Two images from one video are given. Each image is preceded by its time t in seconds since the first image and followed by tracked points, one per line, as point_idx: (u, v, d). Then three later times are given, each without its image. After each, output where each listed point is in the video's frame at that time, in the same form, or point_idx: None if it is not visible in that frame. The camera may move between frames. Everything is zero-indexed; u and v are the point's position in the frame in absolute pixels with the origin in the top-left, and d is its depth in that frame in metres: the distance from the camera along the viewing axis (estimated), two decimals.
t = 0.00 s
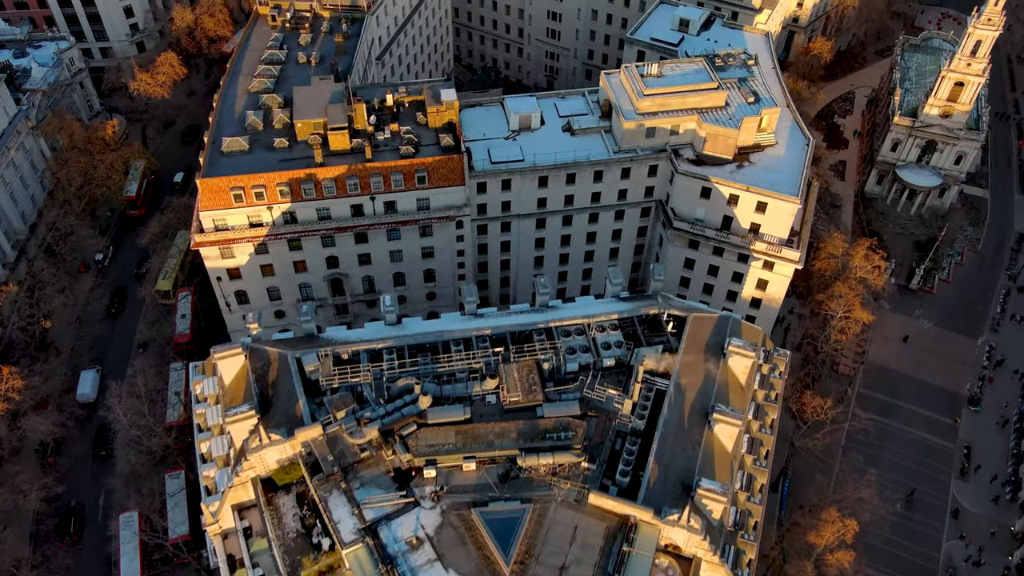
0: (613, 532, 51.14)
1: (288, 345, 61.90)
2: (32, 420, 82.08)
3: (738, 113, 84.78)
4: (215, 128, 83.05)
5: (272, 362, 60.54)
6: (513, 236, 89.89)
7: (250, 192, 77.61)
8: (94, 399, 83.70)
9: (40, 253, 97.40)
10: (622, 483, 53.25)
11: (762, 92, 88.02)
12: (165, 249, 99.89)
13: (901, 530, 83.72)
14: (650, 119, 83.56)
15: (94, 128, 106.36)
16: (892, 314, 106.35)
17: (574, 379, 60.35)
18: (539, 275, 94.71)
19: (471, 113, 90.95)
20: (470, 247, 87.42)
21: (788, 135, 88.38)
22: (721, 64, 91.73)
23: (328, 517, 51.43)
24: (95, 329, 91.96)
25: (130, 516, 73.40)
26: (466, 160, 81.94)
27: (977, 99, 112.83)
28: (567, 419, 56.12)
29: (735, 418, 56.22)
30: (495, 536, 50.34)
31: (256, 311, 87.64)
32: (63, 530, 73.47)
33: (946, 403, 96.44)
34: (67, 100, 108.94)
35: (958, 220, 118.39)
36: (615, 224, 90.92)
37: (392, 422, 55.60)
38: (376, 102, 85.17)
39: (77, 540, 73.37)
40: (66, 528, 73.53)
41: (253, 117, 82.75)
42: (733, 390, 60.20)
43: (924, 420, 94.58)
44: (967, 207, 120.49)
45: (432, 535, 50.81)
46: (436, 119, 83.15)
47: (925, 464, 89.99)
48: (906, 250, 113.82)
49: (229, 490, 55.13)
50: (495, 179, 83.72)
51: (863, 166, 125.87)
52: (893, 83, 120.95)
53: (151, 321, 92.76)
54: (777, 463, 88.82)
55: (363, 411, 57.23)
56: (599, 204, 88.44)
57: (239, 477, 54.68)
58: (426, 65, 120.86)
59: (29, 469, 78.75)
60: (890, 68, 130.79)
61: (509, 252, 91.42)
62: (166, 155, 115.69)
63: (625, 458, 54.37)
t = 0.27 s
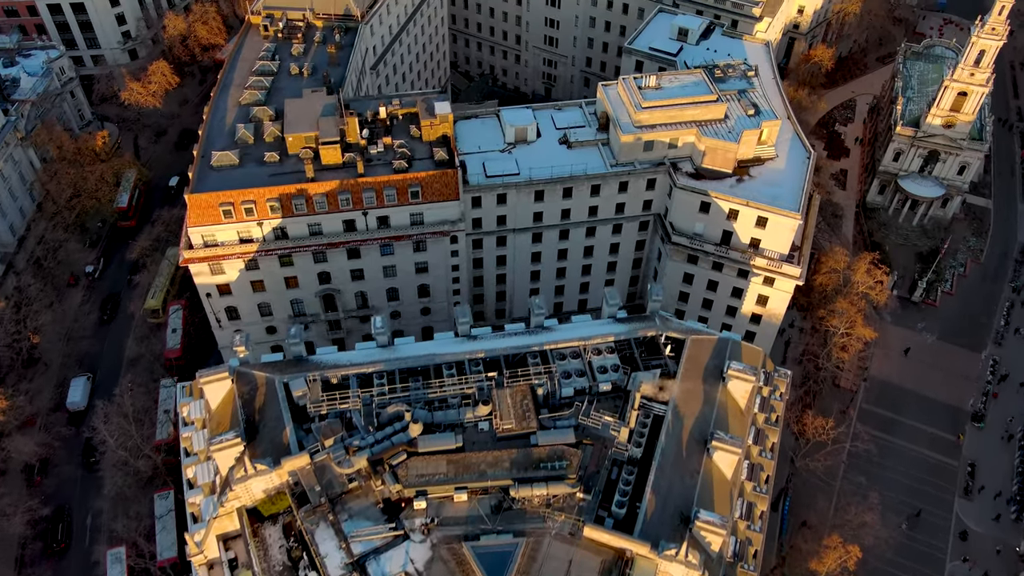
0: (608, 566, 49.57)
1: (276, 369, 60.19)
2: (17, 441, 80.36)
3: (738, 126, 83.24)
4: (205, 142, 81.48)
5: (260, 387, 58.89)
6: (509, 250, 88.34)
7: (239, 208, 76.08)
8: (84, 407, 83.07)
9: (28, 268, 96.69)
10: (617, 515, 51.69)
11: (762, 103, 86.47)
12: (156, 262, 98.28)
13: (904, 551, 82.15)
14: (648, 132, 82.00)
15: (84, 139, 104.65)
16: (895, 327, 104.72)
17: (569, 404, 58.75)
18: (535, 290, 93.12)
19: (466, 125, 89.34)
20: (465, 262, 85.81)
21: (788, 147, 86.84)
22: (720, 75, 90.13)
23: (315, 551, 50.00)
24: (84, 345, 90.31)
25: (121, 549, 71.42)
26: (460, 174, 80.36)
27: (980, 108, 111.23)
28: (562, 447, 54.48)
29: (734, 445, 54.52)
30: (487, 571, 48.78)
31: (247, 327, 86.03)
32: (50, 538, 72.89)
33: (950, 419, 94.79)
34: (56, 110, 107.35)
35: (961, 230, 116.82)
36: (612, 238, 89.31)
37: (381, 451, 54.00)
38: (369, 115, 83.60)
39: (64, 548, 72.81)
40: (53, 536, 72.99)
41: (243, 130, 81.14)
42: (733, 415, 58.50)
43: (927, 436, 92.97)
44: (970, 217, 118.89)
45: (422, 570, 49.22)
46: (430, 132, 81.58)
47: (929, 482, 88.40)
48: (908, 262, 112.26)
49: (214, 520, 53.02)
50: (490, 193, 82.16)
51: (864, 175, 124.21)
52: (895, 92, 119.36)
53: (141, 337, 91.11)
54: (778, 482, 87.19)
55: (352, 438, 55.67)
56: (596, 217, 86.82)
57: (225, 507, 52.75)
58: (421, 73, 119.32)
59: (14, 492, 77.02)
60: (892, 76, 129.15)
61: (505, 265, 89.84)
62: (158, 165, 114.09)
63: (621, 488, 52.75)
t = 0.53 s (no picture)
0: None
1: (263, 394, 58.56)
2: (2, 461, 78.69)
3: (738, 139, 81.70)
4: (195, 156, 79.94)
5: (246, 414, 57.22)
6: (504, 265, 86.77)
7: (229, 224, 74.56)
8: (74, 417, 82.78)
9: (16, 282, 95.54)
10: (613, 548, 50.13)
11: (763, 116, 84.90)
12: (147, 276, 96.75)
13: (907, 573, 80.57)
14: (646, 146, 80.47)
15: (72, 151, 102.88)
16: (897, 341, 103.10)
17: (564, 431, 57.17)
18: (532, 305, 91.54)
19: (461, 137, 87.74)
20: (460, 277, 84.22)
21: (789, 160, 85.24)
22: (720, 86, 88.47)
23: None
24: (72, 362, 88.74)
25: None
26: (454, 190, 78.80)
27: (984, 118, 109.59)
28: (556, 477, 52.84)
29: (734, 475, 52.71)
30: None
31: (238, 344, 84.46)
32: (37, 545, 72.46)
33: (953, 436, 93.17)
34: (46, 120, 105.79)
35: (964, 241, 115.24)
36: (610, 252, 87.72)
37: (369, 482, 52.40)
38: (362, 128, 82.02)
39: (51, 555, 72.39)
40: (40, 543, 72.51)
41: (233, 144, 79.58)
42: (732, 442, 56.79)
43: (930, 454, 91.36)
44: (974, 228, 117.25)
45: None
46: (424, 146, 80.00)
47: (932, 501, 86.78)
48: (910, 274, 110.70)
49: (197, 552, 50.73)
50: (485, 208, 80.62)
51: (866, 185, 122.57)
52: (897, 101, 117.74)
53: (131, 353, 89.55)
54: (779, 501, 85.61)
55: (340, 467, 54.14)
56: (594, 232, 85.27)
57: (209, 537, 50.60)
58: (417, 82, 117.78)
59: None
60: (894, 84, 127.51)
61: (501, 280, 88.27)
62: (150, 175, 112.61)
63: (617, 520, 51.20)
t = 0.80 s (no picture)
0: None
1: (249, 420, 56.94)
2: None
3: (737, 154, 80.15)
4: (183, 170, 78.35)
5: (231, 442, 55.46)
6: (500, 280, 85.22)
7: (217, 241, 72.99)
8: (64, 424, 82.18)
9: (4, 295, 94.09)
10: None
11: (763, 129, 83.34)
12: (137, 290, 95.24)
13: None
14: (644, 160, 78.94)
15: (61, 163, 101.33)
16: (899, 355, 101.49)
17: (559, 460, 55.60)
18: (528, 320, 89.98)
19: (455, 150, 86.18)
20: (454, 293, 82.63)
21: (790, 174, 83.66)
22: (719, 99, 86.88)
23: None
24: (60, 379, 87.25)
25: None
26: (448, 205, 77.23)
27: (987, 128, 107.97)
28: (550, 509, 51.24)
29: (733, 506, 50.98)
30: None
31: (227, 361, 82.92)
32: (24, 553, 72.03)
33: (956, 453, 91.60)
34: (36, 130, 104.14)
35: (967, 253, 113.69)
36: (607, 267, 86.15)
37: (357, 514, 50.83)
38: (354, 142, 80.44)
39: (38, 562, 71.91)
40: (27, 551, 72.08)
41: (223, 158, 77.96)
42: (732, 469, 55.09)
43: (933, 472, 89.76)
44: (977, 239, 115.70)
45: None
46: (417, 160, 78.44)
47: (936, 521, 85.20)
48: (912, 286, 109.19)
49: None
50: (480, 223, 79.05)
51: (868, 195, 120.99)
52: (899, 110, 116.15)
53: (120, 370, 88.05)
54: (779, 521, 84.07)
55: (328, 498, 52.64)
56: (590, 247, 83.71)
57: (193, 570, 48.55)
58: (413, 91, 116.26)
59: None
60: (895, 92, 125.94)
61: (496, 296, 86.73)
62: (142, 186, 111.16)
63: (612, 554, 49.69)
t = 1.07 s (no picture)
0: None
1: (235, 448, 55.32)
2: None
3: (737, 168, 78.65)
4: (172, 186, 76.80)
5: (216, 471, 53.80)
6: (495, 296, 83.68)
7: (206, 259, 71.44)
8: (53, 433, 81.85)
9: None
10: None
11: (763, 142, 81.80)
12: (126, 305, 93.84)
13: None
14: (642, 176, 77.47)
15: (49, 174, 99.68)
16: (902, 370, 99.84)
17: (553, 490, 54.03)
18: (524, 336, 88.44)
19: (450, 164, 84.61)
20: (448, 310, 81.08)
21: (790, 188, 82.12)
22: (718, 111, 85.30)
23: None
24: (48, 396, 85.84)
25: None
26: (441, 221, 75.70)
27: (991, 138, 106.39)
28: (543, 543, 49.65)
29: (733, 540, 49.20)
30: None
31: (217, 379, 81.36)
32: (11, 562, 71.64)
33: (960, 471, 89.99)
34: (25, 141, 102.62)
35: (970, 264, 112.14)
36: (604, 283, 84.61)
37: (344, 549, 49.34)
38: (346, 156, 78.88)
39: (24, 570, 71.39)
40: (14, 559, 71.70)
41: (212, 173, 76.42)
42: (731, 499, 53.40)
43: (936, 490, 88.11)
44: (980, 250, 114.11)
45: None
46: (410, 175, 76.89)
47: (939, 542, 83.56)
48: (914, 298, 107.68)
49: None
50: (474, 240, 77.49)
51: (869, 205, 119.37)
52: (901, 120, 114.61)
53: (109, 388, 86.59)
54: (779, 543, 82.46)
55: (315, 532, 51.12)
56: (587, 263, 82.15)
57: None
58: (408, 101, 114.76)
59: None
60: (897, 100, 124.32)
61: (491, 312, 85.20)
62: (133, 197, 109.83)
63: None
